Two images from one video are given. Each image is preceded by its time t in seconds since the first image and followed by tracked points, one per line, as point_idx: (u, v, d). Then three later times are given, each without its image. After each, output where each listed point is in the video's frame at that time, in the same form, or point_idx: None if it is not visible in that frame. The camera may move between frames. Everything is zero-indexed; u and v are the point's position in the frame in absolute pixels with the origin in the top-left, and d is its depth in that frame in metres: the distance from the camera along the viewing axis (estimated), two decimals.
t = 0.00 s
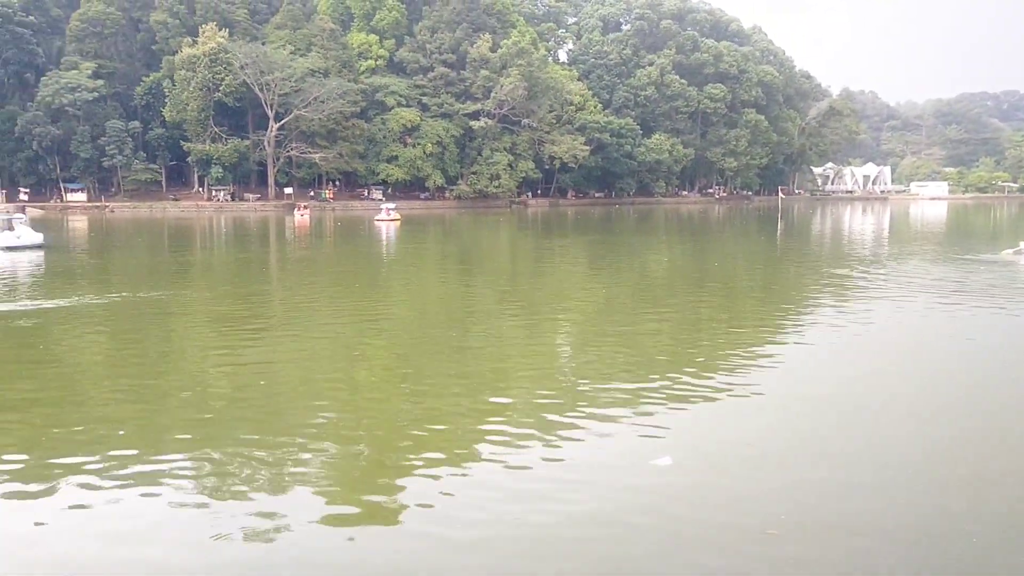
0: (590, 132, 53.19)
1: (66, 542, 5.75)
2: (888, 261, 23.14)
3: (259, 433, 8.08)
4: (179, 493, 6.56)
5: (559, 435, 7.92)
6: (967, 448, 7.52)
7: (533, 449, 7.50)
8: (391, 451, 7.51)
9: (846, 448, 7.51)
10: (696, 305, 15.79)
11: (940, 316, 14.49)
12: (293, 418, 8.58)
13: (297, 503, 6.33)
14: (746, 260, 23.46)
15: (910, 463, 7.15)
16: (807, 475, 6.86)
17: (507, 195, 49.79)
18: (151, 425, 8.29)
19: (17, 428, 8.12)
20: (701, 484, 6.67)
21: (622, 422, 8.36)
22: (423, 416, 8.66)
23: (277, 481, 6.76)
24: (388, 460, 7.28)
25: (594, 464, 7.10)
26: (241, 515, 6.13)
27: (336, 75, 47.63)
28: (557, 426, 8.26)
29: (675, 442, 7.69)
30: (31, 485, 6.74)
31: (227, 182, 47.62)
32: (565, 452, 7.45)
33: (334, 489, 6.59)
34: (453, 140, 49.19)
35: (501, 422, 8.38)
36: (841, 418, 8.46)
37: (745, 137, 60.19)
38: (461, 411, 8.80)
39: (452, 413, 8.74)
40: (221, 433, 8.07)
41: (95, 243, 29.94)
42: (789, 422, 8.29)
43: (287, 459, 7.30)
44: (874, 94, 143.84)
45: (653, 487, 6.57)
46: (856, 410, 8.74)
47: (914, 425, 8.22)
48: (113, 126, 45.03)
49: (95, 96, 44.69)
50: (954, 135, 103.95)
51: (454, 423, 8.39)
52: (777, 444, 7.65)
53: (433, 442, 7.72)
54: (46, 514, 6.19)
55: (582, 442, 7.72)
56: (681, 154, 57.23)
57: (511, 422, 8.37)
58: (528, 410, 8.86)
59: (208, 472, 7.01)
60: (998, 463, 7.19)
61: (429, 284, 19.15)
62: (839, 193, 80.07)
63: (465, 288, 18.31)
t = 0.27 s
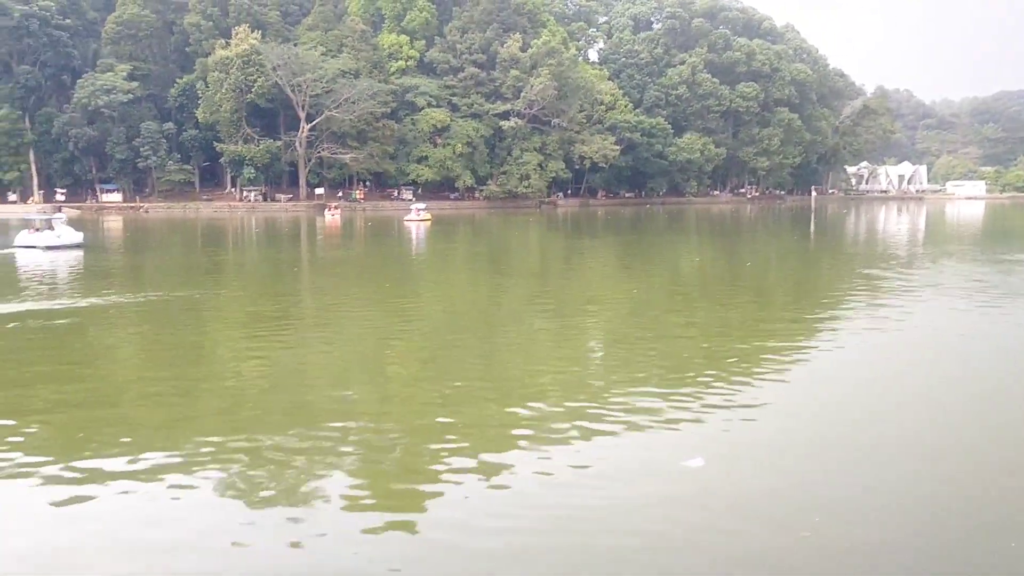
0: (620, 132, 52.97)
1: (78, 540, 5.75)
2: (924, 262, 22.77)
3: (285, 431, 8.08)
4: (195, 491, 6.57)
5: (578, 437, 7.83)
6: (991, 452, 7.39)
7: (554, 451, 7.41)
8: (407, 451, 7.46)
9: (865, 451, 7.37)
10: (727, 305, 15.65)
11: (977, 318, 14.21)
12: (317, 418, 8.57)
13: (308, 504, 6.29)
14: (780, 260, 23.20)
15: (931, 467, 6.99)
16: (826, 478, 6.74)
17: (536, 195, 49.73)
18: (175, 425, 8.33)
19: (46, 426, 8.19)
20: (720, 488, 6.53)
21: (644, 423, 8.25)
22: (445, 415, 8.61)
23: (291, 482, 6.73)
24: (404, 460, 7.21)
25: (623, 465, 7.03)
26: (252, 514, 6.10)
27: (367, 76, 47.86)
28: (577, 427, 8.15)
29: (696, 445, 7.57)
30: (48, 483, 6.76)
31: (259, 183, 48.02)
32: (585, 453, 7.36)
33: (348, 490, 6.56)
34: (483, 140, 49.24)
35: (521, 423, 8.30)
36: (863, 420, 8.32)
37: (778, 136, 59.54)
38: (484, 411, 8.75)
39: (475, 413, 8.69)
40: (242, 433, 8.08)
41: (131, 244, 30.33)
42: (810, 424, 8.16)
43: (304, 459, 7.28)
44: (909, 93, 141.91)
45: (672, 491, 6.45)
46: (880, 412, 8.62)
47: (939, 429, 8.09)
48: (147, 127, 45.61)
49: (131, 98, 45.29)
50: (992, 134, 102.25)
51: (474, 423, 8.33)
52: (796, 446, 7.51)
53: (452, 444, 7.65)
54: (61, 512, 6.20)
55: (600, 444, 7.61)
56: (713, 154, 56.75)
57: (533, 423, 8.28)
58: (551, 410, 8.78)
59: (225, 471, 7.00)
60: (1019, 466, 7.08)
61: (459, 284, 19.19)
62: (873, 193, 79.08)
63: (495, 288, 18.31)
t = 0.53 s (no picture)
0: (696, 128, 52.28)
1: (143, 533, 5.89)
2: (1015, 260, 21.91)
3: (339, 431, 8.11)
4: (234, 492, 6.60)
5: (625, 443, 7.64)
6: None
7: (600, 458, 7.23)
8: (449, 454, 7.38)
9: (927, 463, 7.03)
10: (804, 304, 15.35)
11: None
12: (370, 418, 8.58)
13: (341, 509, 6.25)
14: (861, 258, 22.61)
15: (995, 482, 6.63)
16: (882, 492, 6.43)
17: (610, 193, 49.48)
18: (232, 423, 8.43)
19: (111, 421, 8.39)
20: (766, 501, 6.28)
21: (696, 429, 8.02)
22: (497, 417, 8.53)
23: (328, 485, 6.72)
24: (445, 464, 7.14)
25: (694, 466, 7.00)
26: (285, 520, 6.10)
27: (441, 75, 48.29)
28: (627, 431, 7.97)
29: (750, 453, 7.31)
30: (96, 479, 6.90)
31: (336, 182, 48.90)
32: (631, 460, 7.17)
33: (384, 495, 6.51)
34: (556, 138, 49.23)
35: (571, 426, 8.15)
36: (927, 428, 7.96)
37: (860, 131, 57.93)
38: (538, 414, 8.63)
39: (529, 415, 8.58)
40: (291, 431, 8.13)
41: (214, 241, 31.24)
42: (870, 432, 7.84)
43: (345, 460, 7.27)
44: (1000, 85, 136.58)
45: (736, 499, 6.30)
46: (960, 415, 8.40)
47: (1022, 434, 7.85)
48: (229, 128, 46.89)
49: (214, 100, 46.60)
50: None
51: (524, 425, 8.22)
52: (852, 455, 7.22)
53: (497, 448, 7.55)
54: (103, 510, 6.30)
55: (648, 450, 7.41)
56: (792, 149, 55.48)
57: (585, 427, 8.13)
58: (604, 413, 8.61)
59: (267, 472, 7.03)
60: None
61: (532, 281, 19.25)
62: (960, 188, 76.36)
63: (568, 286, 18.32)
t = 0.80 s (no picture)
0: (760, 130, 51.45)
1: (195, 521, 5.98)
2: None
3: (370, 434, 7.96)
4: (241, 493, 6.46)
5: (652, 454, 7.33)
6: None
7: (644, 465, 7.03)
8: (467, 461, 7.15)
9: (996, 477, 6.78)
10: (870, 310, 14.96)
11: None
12: (399, 420, 8.41)
13: (345, 517, 6.06)
14: (930, 264, 21.96)
15: None
16: (946, 504, 6.23)
17: (670, 195, 49.01)
18: (264, 421, 8.35)
19: (147, 416, 8.39)
20: (794, 521, 5.91)
21: (731, 441, 7.66)
22: (528, 422, 8.29)
23: (338, 489, 6.54)
24: (463, 472, 6.91)
25: (750, 472, 6.87)
26: (286, 526, 5.92)
27: (503, 76, 48.37)
28: (658, 442, 7.65)
29: (786, 468, 6.94)
30: (109, 474, 6.83)
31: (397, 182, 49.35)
32: (657, 472, 6.86)
33: (392, 502, 6.30)
34: (617, 138, 48.96)
35: (600, 435, 7.87)
36: (980, 446, 7.49)
37: (931, 134, 56.35)
38: (573, 420, 8.37)
39: (564, 422, 8.32)
40: (316, 432, 8.00)
41: (278, 238, 31.81)
42: (918, 449, 7.40)
43: (359, 464, 7.09)
44: None
45: (792, 507, 6.16)
46: None
47: None
48: (294, 128, 47.65)
49: (279, 100, 47.44)
50: None
51: (553, 432, 7.97)
52: (894, 475, 6.80)
53: (520, 455, 7.31)
54: (107, 507, 6.22)
55: (676, 462, 7.08)
56: (859, 152, 54.19)
57: (618, 435, 7.84)
58: (640, 422, 8.31)
59: (280, 474, 6.89)
60: None
61: (591, 283, 19.13)
62: None
63: (627, 288, 18.16)
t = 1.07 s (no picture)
0: (824, 129, 50.34)
1: (249, 514, 6.05)
2: None
3: (398, 436, 7.81)
4: (244, 497, 6.35)
5: (677, 464, 7.02)
6: None
7: (700, 468, 6.90)
8: (481, 468, 6.93)
9: None
10: (938, 315, 14.52)
11: None
12: (428, 422, 8.25)
13: (395, 514, 6.07)
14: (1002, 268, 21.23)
15: None
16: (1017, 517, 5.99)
17: (731, 195, 48.30)
18: (293, 420, 8.26)
19: (181, 412, 8.39)
20: (856, 530, 5.75)
21: (762, 452, 7.30)
22: (556, 427, 8.05)
23: (342, 497, 6.38)
24: (477, 479, 6.69)
25: (810, 477, 6.69)
26: (281, 534, 5.77)
27: (562, 75, 48.21)
28: (687, 451, 7.33)
29: (821, 483, 6.57)
30: (119, 473, 6.79)
31: (455, 181, 49.55)
32: (679, 484, 6.56)
33: (394, 512, 6.11)
34: (677, 138, 48.43)
35: (627, 442, 7.58)
36: None
37: (1004, 133, 54.52)
38: (606, 425, 8.10)
39: (597, 426, 8.05)
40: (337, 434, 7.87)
41: (339, 236, 32.19)
42: (966, 466, 6.95)
43: (369, 471, 6.92)
44: None
45: (853, 515, 5.99)
46: None
47: None
48: (355, 128, 48.19)
49: (341, 100, 48.04)
50: None
51: (581, 437, 7.71)
52: (961, 485, 6.57)
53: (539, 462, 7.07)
54: (110, 507, 6.15)
55: (701, 474, 6.76)
56: (928, 152, 52.61)
57: (647, 442, 7.54)
58: (673, 429, 8.00)
59: (288, 478, 6.76)
60: None
61: (649, 283, 18.93)
62: None
63: (686, 289, 17.93)
